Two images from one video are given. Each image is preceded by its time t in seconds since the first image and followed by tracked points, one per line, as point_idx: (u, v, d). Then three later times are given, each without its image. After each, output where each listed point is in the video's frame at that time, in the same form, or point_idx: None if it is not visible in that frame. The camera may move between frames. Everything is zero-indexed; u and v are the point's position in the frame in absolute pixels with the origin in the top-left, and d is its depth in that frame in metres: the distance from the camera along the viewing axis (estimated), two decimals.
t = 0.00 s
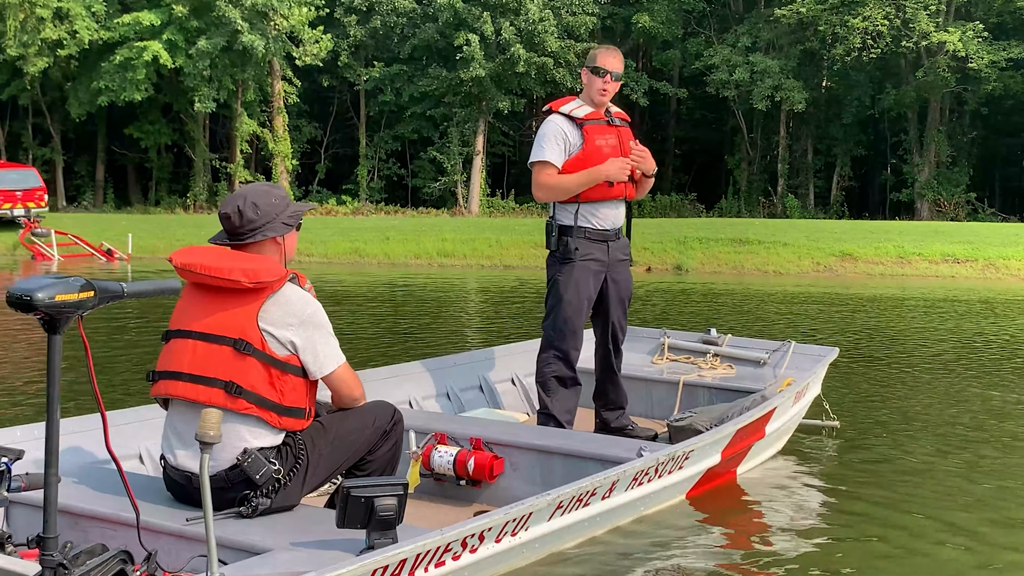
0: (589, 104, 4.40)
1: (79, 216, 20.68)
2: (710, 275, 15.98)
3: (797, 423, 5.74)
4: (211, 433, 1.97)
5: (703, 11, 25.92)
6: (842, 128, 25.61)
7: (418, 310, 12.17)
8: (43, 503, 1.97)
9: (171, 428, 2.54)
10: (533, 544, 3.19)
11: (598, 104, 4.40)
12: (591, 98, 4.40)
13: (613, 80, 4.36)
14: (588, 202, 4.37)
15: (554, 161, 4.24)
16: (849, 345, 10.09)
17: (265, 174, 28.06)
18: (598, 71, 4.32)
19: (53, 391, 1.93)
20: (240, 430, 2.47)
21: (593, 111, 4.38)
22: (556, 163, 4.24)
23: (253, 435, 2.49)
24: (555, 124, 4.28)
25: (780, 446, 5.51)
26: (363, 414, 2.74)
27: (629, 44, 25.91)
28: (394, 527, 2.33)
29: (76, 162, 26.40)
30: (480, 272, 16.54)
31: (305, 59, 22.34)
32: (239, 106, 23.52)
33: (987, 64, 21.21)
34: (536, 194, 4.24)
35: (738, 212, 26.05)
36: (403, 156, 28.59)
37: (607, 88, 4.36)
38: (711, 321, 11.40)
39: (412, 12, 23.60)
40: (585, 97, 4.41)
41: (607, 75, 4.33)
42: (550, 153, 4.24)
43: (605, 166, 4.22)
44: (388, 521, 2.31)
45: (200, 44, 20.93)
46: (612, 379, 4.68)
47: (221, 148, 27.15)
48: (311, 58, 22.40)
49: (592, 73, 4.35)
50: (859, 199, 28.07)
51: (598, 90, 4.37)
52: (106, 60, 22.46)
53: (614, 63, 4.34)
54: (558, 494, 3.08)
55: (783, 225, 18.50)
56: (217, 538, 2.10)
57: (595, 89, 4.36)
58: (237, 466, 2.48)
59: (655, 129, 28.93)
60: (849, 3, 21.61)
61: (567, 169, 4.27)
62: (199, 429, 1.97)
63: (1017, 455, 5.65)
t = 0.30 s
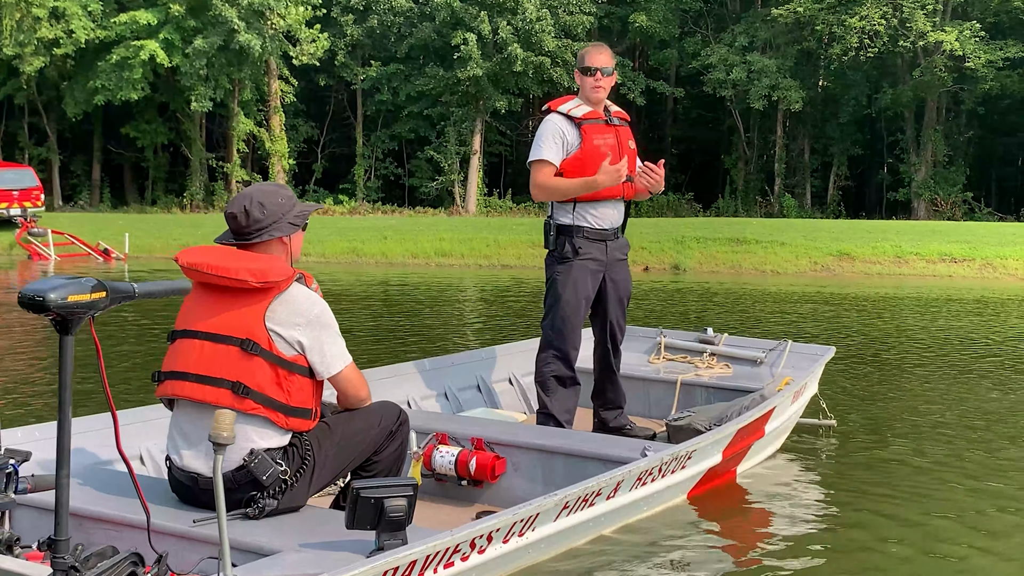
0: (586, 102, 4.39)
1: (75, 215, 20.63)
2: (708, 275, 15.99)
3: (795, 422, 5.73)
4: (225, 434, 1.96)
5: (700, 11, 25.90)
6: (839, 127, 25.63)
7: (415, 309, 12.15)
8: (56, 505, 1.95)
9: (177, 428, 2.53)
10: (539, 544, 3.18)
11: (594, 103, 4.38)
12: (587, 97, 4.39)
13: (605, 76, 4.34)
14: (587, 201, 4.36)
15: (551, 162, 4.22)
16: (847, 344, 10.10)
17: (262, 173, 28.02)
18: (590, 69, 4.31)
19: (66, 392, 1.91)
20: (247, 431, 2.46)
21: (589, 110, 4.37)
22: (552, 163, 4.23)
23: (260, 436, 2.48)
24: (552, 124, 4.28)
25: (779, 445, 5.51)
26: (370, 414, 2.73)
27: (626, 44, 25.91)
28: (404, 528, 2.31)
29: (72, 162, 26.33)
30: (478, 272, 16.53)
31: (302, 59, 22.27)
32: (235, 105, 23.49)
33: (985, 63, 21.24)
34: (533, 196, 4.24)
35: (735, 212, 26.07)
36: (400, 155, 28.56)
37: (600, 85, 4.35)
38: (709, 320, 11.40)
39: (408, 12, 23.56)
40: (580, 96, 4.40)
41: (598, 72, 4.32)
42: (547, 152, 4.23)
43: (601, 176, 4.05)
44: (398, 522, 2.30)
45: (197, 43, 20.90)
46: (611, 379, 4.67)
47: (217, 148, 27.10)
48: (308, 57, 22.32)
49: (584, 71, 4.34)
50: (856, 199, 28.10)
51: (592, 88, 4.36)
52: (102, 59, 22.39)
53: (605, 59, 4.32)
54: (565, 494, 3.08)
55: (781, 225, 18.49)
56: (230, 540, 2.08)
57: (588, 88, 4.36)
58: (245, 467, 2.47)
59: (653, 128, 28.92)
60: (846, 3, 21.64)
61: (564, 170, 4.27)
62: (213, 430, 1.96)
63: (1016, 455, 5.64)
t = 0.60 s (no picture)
0: (581, 104, 4.37)
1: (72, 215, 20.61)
2: (707, 275, 16.00)
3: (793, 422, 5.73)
4: (240, 435, 1.94)
5: (697, 11, 25.91)
6: (836, 127, 25.64)
7: (414, 310, 12.14)
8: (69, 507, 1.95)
9: (183, 430, 2.52)
10: (546, 545, 3.17)
11: (589, 105, 4.37)
12: (581, 100, 4.38)
13: (599, 81, 4.33)
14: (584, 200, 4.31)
15: (554, 161, 4.21)
16: (846, 344, 10.10)
17: (259, 173, 28.02)
18: (585, 72, 4.30)
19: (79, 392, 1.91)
20: (254, 432, 2.45)
21: (585, 110, 4.35)
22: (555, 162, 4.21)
23: (267, 437, 2.46)
24: (550, 124, 4.25)
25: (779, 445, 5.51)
26: (376, 415, 2.73)
27: (623, 44, 25.92)
28: (414, 530, 2.31)
29: (69, 162, 26.30)
30: (476, 271, 16.52)
31: (299, 58, 22.21)
32: (233, 105, 23.46)
33: (982, 64, 21.27)
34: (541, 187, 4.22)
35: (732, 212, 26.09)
36: (397, 155, 28.56)
37: (594, 89, 4.34)
38: (707, 320, 11.40)
39: (406, 12, 23.54)
40: (576, 97, 4.38)
41: (592, 76, 4.31)
42: (549, 149, 4.21)
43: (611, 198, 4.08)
44: (408, 523, 2.29)
45: (194, 43, 20.88)
46: (610, 379, 4.65)
47: (215, 148, 27.07)
48: (306, 57, 22.27)
49: (579, 74, 4.33)
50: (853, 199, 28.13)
51: (586, 91, 4.35)
52: (99, 59, 22.36)
53: (600, 63, 4.31)
54: (572, 494, 3.07)
55: (779, 224, 18.50)
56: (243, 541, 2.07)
57: (582, 91, 4.35)
58: (252, 468, 2.46)
59: (650, 129, 28.94)
60: (844, 3, 21.67)
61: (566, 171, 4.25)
62: (227, 431, 1.95)
63: (1017, 455, 5.63)
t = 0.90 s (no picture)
0: (584, 103, 4.36)
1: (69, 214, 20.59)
2: (705, 275, 16.01)
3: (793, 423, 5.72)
4: (256, 436, 1.93)
5: (695, 11, 25.91)
6: (834, 128, 25.67)
7: (412, 309, 12.12)
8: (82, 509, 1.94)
9: (189, 431, 2.51)
10: (553, 546, 3.16)
11: (591, 105, 4.35)
12: (583, 100, 4.37)
13: (601, 80, 4.32)
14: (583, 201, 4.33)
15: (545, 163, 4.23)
16: (845, 344, 10.11)
17: (257, 172, 28.00)
18: (588, 72, 4.30)
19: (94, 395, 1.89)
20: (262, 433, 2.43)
21: (588, 110, 4.34)
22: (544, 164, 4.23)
23: (275, 438, 2.45)
24: (551, 124, 4.24)
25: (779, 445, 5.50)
26: (383, 416, 2.72)
27: (622, 44, 25.92)
28: (425, 531, 2.30)
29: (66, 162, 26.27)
30: (475, 271, 16.52)
31: (297, 58, 22.17)
32: (230, 104, 23.43)
33: (980, 65, 21.30)
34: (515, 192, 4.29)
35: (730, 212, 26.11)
36: (396, 155, 28.53)
37: (596, 88, 4.33)
38: (706, 321, 11.40)
39: (404, 12, 23.52)
40: (578, 96, 4.37)
41: (595, 76, 4.30)
42: (541, 153, 4.23)
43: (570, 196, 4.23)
44: (419, 524, 2.28)
45: (192, 43, 20.87)
46: (610, 379, 4.64)
47: (213, 147, 27.04)
48: (304, 57, 22.24)
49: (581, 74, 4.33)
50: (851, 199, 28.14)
51: (587, 91, 4.34)
52: (97, 58, 22.34)
53: (603, 62, 4.29)
54: (580, 495, 3.07)
55: (778, 225, 18.50)
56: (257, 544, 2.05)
57: (584, 90, 4.34)
58: (260, 470, 2.45)
59: (649, 129, 28.95)
60: (842, 4, 21.68)
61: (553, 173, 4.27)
62: (242, 432, 1.94)
63: (1016, 455, 5.64)
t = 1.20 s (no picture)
0: (586, 104, 4.34)
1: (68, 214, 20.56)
2: (704, 275, 16.02)
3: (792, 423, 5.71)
4: (271, 437, 1.92)
5: (694, 11, 25.94)
6: (833, 128, 25.68)
7: (411, 309, 12.11)
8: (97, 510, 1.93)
9: (197, 432, 2.50)
10: (561, 546, 3.15)
11: (594, 106, 4.34)
12: (586, 101, 4.36)
13: (604, 81, 4.31)
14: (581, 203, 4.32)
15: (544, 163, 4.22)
16: (843, 344, 10.11)
17: (255, 171, 27.98)
18: (590, 72, 4.29)
19: (108, 395, 1.88)
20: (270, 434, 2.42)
21: (591, 110, 4.32)
22: (542, 163, 4.22)
23: (283, 439, 2.44)
24: (551, 123, 4.23)
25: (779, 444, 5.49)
26: (391, 416, 2.72)
27: (621, 44, 25.92)
28: (436, 531, 2.29)
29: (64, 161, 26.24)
30: (474, 271, 16.52)
31: (296, 58, 22.14)
32: (229, 104, 23.41)
33: (979, 65, 21.32)
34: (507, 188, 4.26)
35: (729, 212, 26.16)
36: (394, 154, 28.52)
37: (598, 90, 4.32)
38: (705, 321, 11.40)
39: (403, 11, 23.50)
40: (580, 97, 4.36)
41: (597, 76, 4.30)
42: (540, 151, 4.22)
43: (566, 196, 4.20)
44: (430, 525, 2.27)
45: (190, 42, 20.86)
46: (609, 379, 4.62)
47: (211, 146, 27.02)
48: (303, 56, 22.22)
49: (583, 75, 4.33)
50: (848, 199, 28.21)
51: (590, 92, 4.33)
52: (96, 58, 22.30)
53: (606, 62, 4.29)
54: (588, 497, 3.06)
55: (777, 225, 18.51)
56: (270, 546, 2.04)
57: (587, 91, 4.33)
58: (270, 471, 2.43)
59: (647, 129, 28.95)
60: (841, 4, 21.70)
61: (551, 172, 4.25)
62: (258, 432, 1.92)
63: (1016, 455, 5.64)
